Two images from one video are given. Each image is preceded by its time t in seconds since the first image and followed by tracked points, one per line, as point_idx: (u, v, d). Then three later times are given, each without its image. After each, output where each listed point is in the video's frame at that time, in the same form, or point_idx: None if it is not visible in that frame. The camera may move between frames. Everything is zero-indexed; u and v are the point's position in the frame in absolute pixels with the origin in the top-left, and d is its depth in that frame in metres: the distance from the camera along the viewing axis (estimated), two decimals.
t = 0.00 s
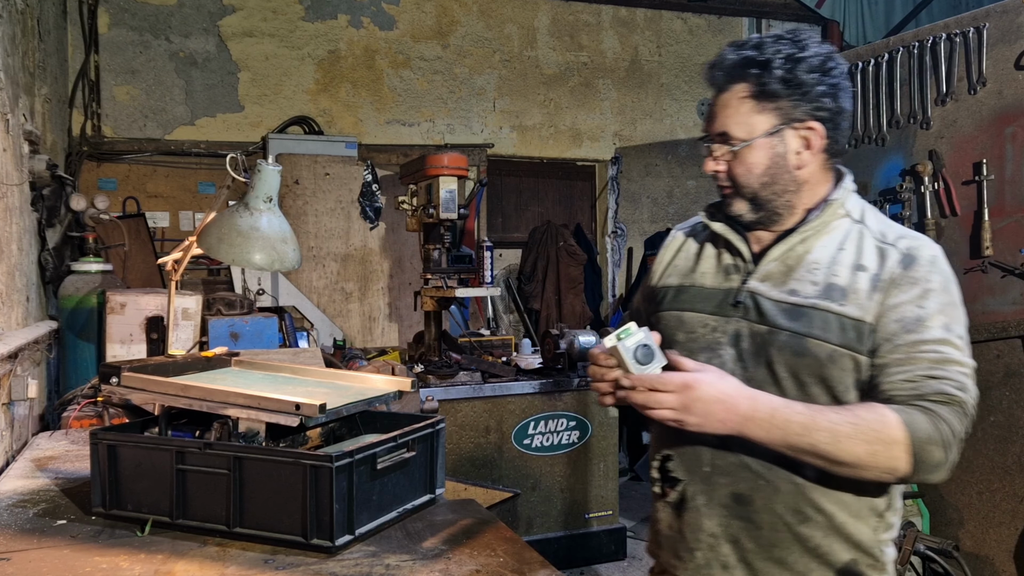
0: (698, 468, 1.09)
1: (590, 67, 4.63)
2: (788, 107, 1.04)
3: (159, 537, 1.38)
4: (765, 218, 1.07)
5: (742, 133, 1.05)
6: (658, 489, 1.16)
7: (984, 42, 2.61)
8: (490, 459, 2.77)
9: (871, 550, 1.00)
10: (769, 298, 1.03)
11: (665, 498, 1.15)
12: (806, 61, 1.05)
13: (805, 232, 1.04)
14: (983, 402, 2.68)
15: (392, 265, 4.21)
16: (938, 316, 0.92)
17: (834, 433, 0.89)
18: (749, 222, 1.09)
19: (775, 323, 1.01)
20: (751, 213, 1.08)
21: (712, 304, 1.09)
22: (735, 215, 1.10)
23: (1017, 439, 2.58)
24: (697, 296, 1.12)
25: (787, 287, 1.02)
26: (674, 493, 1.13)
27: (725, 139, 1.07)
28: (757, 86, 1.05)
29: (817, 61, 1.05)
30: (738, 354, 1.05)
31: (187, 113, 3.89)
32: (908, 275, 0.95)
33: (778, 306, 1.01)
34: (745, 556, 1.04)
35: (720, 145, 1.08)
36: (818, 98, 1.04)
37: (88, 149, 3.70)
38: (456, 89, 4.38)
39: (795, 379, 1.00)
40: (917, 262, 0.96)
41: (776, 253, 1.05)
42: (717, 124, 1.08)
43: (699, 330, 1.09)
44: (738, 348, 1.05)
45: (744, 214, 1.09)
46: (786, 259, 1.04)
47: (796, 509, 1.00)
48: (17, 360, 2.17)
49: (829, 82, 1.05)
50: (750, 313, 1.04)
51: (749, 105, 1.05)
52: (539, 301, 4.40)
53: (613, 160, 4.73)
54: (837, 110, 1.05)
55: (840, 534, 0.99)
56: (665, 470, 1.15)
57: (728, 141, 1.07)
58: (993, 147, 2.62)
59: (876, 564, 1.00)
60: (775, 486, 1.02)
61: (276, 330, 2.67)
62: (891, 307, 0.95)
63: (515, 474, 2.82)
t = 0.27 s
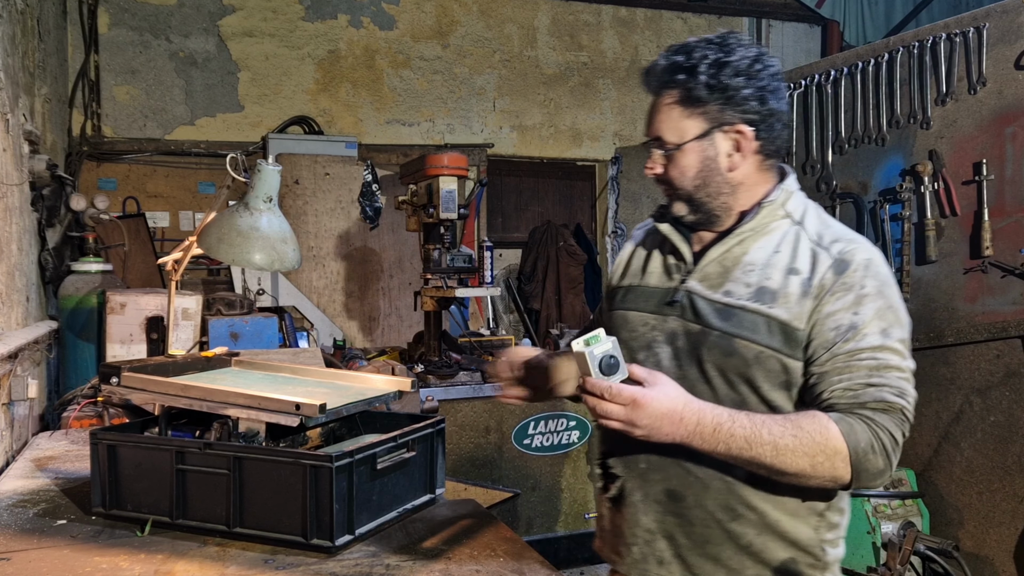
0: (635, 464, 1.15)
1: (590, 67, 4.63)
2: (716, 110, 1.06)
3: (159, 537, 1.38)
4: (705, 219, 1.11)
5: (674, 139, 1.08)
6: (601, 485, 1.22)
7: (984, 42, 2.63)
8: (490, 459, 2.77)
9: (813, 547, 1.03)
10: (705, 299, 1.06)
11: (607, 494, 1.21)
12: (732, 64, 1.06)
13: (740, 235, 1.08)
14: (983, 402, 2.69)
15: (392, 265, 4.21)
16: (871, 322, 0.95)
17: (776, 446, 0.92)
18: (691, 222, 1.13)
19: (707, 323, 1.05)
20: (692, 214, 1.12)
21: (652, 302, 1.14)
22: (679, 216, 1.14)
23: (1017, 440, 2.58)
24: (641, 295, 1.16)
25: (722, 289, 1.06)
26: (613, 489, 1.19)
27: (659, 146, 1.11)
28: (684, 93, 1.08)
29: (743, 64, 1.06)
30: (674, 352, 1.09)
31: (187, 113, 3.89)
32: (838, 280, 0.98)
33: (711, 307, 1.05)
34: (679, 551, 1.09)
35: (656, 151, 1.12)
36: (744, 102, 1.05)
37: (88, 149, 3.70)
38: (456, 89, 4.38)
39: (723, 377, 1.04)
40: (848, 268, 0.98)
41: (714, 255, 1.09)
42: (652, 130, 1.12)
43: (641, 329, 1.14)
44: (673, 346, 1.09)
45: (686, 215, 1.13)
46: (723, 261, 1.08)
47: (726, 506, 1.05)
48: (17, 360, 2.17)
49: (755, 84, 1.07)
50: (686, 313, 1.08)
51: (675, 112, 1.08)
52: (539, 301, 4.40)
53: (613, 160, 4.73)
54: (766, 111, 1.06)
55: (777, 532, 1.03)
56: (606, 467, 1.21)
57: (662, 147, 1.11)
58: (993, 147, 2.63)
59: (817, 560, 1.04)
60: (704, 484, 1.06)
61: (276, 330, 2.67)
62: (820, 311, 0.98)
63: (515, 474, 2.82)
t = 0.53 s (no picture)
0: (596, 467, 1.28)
1: (590, 67, 4.63)
2: (670, 119, 1.19)
3: (160, 537, 1.39)
4: (664, 222, 1.26)
5: (631, 147, 1.22)
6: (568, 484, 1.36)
7: (983, 42, 2.66)
8: (490, 459, 2.77)
9: (771, 548, 1.14)
10: (665, 305, 1.19)
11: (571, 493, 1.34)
12: (682, 74, 1.18)
13: (699, 240, 1.20)
14: (983, 402, 2.70)
15: (392, 265, 4.21)
16: (841, 328, 1.04)
17: (776, 457, 0.98)
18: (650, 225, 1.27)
19: (665, 326, 1.17)
20: (651, 218, 1.26)
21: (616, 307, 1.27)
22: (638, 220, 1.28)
23: (1017, 439, 2.59)
24: (609, 299, 1.29)
25: (681, 295, 1.18)
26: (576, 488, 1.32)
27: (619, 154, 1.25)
28: (639, 105, 1.21)
29: (693, 73, 1.19)
30: (632, 355, 1.22)
31: (187, 113, 3.90)
32: (802, 288, 1.07)
33: (669, 312, 1.18)
34: (636, 549, 1.22)
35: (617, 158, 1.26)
36: (696, 110, 1.18)
37: (89, 149, 3.70)
38: (456, 89, 4.38)
39: (675, 378, 1.16)
40: (811, 276, 1.07)
41: (674, 260, 1.21)
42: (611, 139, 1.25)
43: (606, 332, 1.26)
44: (631, 350, 1.22)
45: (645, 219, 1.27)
46: (682, 266, 1.20)
47: (678, 507, 1.17)
48: (17, 360, 2.17)
49: (706, 91, 1.19)
50: (647, 316, 1.21)
51: (632, 124, 1.22)
52: (539, 301, 4.40)
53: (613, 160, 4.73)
54: (718, 118, 1.19)
55: (731, 534, 1.14)
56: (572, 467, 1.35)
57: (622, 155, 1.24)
58: (993, 147, 2.64)
59: (777, 560, 1.15)
60: (657, 485, 1.18)
61: (277, 331, 2.68)
62: (783, 317, 1.08)
63: (515, 474, 2.82)
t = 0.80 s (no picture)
0: (590, 469, 1.30)
1: (590, 67, 4.63)
2: (670, 120, 1.21)
3: (160, 537, 1.39)
4: (663, 223, 1.27)
5: (631, 148, 1.24)
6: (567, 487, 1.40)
7: (983, 42, 2.66)
8: (490, 459, 2.77)
9: (768, 554, 1.16)
10: (661, 305, 1.20)
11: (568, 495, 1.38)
12: (682, 74, 1.19)
13: (696, 239, 1.21)
14: (983, 402, 2.70)
15: (392, 265, 4.21)
16: (836, 330, 1.04)
17: (762, 462, 1.00)
18: (650, 226, 1.29)
19: (660, 326, 1.19)
20: (649, 218, 1.28)
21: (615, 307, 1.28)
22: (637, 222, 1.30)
23: (1017, 439, 2.59)
24: (607, 299, 1.30)
25: (677, 295, 1.19)
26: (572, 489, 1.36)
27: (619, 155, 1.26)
28: (640, 107, 1.22)
29: (694, 73, 1.20)
30: (629, 355, 1.23)
31: (187, 113, 3.90)
32: (797, 289, 1.08)
33: (665, 312, 1.19)
34: (631, 551, 1.24)
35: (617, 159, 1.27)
36: (697, 110, 1.19)
37: (89, 149, 3.70)
38: (456, 89, 4.38)
39: (671, 379, 1.17)
40: (806, 276, 1.08)
41: (672, 259, 1.22)
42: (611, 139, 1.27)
43: (604, 332, 1.27)
44: (628, 350, 1.23)
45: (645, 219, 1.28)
46: (680, 265, 1.21)
47: (673, 510, 1.18)
48: (17, 360, 2.17)
49: (707, 91, 1.20)
50: (643, 316, 1.22)
51: (632, 125, 1.23)
52: (539, 301, 4.40)
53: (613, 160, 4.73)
54: (720, 117, 1.20)
55: (728, 538, 1.16)
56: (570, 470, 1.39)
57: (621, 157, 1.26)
58: (993, 147, 2.65)
59: (773, 566, 1.16)
60: (650, 488, 1.20)
61: (276, 331, 2.68)
62: (778, 318, 1.09)
63: (515, 474, 2.82)
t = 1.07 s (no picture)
0: (605, 475, 1.29)
1: (590, 67, 4.63)
2: (689, 116, 1.20)
3: (160, 537, 1.39)
4: (679, 221, 1.27)
5: (647, 146, 1.22)
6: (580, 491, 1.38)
7: (984, 42, 2.66)
8: (490, 459, 2.77)
9: (789, 559, 1.14)
10: (675, 306, 1.19)
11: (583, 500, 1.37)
12: (702, 69, 1.19)
13: (708, 239, 1.21)
14: (983, 402, 2.70)
15: (392, 265, 4.21)
16: (854, 326, 1.03)
17: (787, 462, 0.97)
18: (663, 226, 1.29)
19: (675, 328, 1.18)
20: (664, 218, 1.27)
21: (626, 309, 1.27)
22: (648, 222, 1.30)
23: (1017, 440, 2.59)
24: (619, 302, 1.29)
25: (691, 296, 1.18)
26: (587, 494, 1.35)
27: (634, 153, 1.25)
28: (659, 102, 1.21)
29: (713, 68, 1.19)
30: (643, 358, 1.23)
31: (187, 113, 3.90)
32: (813, 286, 1.07)
33: (680, 313, 1.18)
34: (649, 560, 1.23)
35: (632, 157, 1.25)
36: (717, 106, 1.19)
37: (89, 149, 3.70)
38: (456, 89, 4.38)
39: (686, 381, 1.17)
40: (822, 273, 1.07)
41: (685, 260, 1.22)
42: (626, 136, 1.25)
43: (615, 336, 1.27)
44: (642, 354, 1.23)
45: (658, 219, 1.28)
46: (693, 266, 1.21)
47: (692, 517, 1.16)
48: (17, 360, 2.17)
49: (726, 87, 1.20)
50: (656, 318, 1.22)
51: (651, 121, 1.22)
52: (539, 301, 4.40)
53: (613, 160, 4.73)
54: (738, 113, 1.21)
55: (748, 544, 1.14)
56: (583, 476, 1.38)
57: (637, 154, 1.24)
58: (993, 147, 2.65)
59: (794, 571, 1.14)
60: (668, 495, 1.19)
61: (277, 331, 2.68)
62: (794, 316, 1.07)
63: (515, 474, 2.82)
